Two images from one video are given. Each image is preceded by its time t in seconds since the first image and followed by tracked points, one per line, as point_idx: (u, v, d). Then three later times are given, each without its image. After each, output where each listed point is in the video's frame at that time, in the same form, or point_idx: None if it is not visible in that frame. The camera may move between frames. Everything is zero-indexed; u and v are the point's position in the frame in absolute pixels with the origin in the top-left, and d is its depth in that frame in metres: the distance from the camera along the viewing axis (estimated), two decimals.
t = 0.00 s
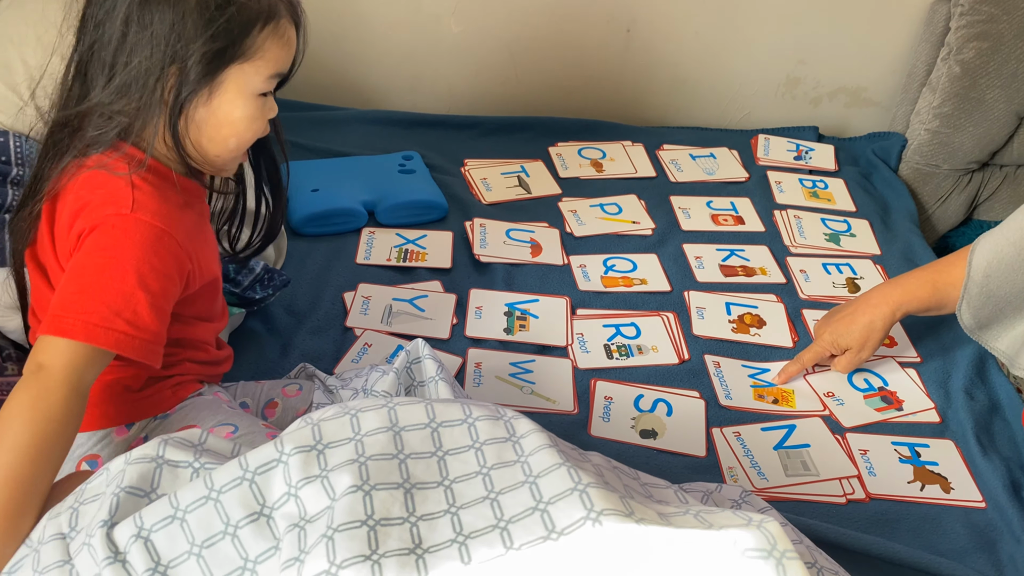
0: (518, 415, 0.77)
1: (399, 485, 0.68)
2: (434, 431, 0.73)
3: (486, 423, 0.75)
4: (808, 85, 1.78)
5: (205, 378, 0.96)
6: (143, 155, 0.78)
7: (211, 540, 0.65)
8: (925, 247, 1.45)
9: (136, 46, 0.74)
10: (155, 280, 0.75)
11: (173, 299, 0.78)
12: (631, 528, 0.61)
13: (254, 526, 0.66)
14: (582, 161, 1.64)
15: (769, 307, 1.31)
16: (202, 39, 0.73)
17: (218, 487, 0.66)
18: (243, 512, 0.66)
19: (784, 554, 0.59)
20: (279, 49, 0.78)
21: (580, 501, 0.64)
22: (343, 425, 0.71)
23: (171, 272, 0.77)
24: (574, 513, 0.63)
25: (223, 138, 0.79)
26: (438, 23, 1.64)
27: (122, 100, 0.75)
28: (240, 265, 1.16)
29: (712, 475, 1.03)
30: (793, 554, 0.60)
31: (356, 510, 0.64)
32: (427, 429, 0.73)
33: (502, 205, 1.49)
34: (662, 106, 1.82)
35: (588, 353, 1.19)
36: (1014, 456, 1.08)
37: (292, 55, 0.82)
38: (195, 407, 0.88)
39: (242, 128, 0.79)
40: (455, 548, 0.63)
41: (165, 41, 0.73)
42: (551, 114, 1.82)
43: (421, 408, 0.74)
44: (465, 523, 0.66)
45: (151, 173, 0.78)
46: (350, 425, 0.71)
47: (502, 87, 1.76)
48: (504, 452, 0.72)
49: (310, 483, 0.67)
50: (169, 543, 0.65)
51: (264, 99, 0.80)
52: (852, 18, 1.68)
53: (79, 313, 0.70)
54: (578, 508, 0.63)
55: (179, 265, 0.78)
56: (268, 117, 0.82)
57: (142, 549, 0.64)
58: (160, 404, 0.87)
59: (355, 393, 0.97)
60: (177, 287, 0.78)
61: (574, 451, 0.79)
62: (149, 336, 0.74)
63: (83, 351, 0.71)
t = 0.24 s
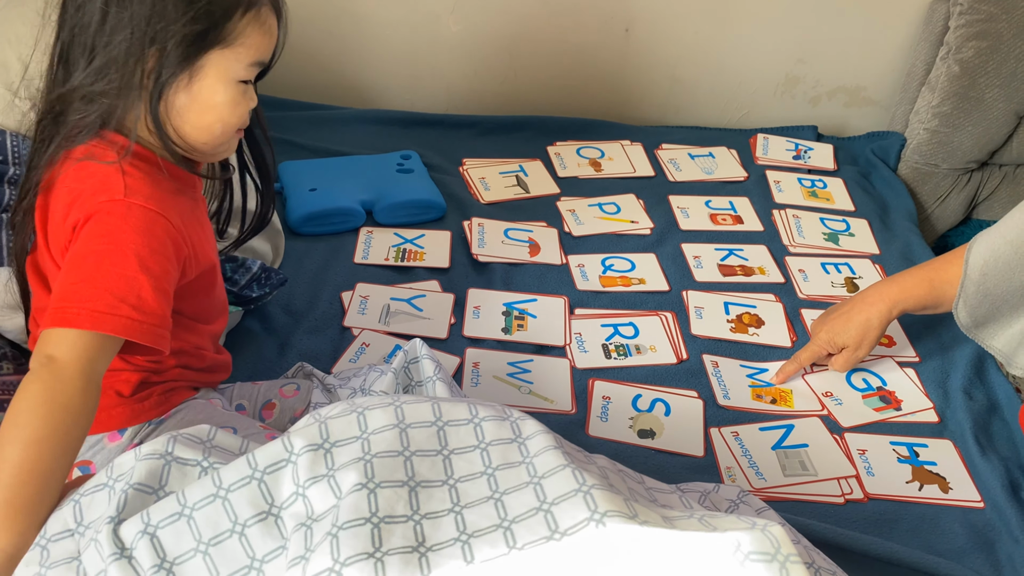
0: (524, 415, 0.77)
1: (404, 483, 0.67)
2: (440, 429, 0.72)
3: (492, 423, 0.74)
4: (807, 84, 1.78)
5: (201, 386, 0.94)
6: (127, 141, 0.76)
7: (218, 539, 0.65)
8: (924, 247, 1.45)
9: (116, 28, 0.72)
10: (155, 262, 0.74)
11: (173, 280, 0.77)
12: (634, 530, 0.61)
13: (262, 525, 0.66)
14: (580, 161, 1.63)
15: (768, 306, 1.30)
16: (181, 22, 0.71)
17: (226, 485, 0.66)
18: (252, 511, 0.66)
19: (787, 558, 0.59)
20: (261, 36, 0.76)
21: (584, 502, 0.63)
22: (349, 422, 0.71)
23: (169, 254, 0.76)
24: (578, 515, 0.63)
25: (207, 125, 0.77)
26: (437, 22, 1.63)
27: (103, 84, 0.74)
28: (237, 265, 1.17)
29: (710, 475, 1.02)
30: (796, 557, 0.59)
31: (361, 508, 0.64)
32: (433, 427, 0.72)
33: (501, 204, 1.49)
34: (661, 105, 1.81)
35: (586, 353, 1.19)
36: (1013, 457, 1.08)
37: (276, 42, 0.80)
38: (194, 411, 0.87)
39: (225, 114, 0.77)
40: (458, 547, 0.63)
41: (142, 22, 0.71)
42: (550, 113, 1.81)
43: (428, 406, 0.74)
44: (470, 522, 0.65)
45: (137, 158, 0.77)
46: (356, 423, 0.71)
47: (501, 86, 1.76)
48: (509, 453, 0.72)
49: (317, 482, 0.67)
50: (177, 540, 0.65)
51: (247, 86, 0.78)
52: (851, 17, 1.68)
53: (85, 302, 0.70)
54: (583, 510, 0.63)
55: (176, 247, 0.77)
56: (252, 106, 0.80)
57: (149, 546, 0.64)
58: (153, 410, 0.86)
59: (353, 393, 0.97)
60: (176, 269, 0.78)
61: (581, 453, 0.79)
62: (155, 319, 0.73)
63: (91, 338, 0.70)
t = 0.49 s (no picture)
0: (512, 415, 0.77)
1: (393, 486, 0.67)
2: (429, 432, 0.72)
3: (481, 422, 0.74)
4: (808, 83, 1.78)
5: (196, 391, 0.93)
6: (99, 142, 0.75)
7: (205, 543, 0.65)
8: (924, 247, 1.45)
9: (95, 25, 0.72)
10: (122, 277, 0.73)
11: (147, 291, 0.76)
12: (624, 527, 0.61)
13: (247, 527, 0.65)
14: (581, 160, 1.63)
15: (768, 306, 1.30)
16: (160, 18, 0.71)
17: (212, 489, 0.66)
18: (237, 514, 0.66)
19: (779, 554, 0.60)
20: (244, 35, 0.76)
21: (573, 501, 0.63)
22: (336, 426, 0.70)
23: (139, 266, 0.75)
24: (567, 513, 0.63)
25: (192, 124, 0.76)
26: (437, 22, 1.63)
27: (81, 82, 0.74)
28: (237, 264, 1.16)
29: (710, 475, 1.02)
30: (787, 554, 0.60)
31: (349, 510, 0.63)
32: (422, 429, 0.72)
33: (501, 204, 1.49)
34: (661, 104, 1.81)
35: (586, 353, 1.19)
36: (1014, 456, 1.08)
37: (263, 42, 0.80)
38: (185, 416, 0.86)
39: (208, 114, 0.76)
40: (447, 548, 0.63)
41: (122, 20, 0.71)
42: (550, 113, 1.81)
43: (416, 408, 0.73)
44: (458, 523, 0.65)
45: (111, 162, 0.76)
46: (343, 426, 0.71)
47: (501, 85, 1.75)
48: (498, 451, 0.72)
49: (303, 483, 0.66)
50: (167, 545, 0.65)
51: (232, 86, 0.77)
52: (852, 17, 1.68)
53: (54, 320, 0.70)
54: (572, 508, 0.63)
55: (148, 258, 0.76)
56: (238, 106, 0.79)
57: (140, 552, 0.65)
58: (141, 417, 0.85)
59: (353, 391, 0.97)
60: (149, 280, 0.77)
61: (567, 451, 0.79)
62: (126, 335, 0.72)
63: (68, 359, 0.70)
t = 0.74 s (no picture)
0: (504, 416, 0.77)
1: (389, 488, 0.68)
2: (423, 434, 0.73)
3: (474, 422, 0.75)
4: (808, 84, 1.78)
5: (198, 390, 0.93)
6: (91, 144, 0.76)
7: (201, 545, 0.65)
8: (925, 247, 1.45)
9: (86, 26, 0.73)
10: (112, 287, 0.73)
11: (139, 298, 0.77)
12: (620, 526, 0.61)
13: (241, 529, 0.66)
14: (581, 161, 1.63)
15: (769, 307, 1.31)
16: (149, 19, 0.71)
17: (207, 492, 0.67)
18: (231, 515, 0.66)
19: (772, 551, 0.60)
20: (239, 35, 0.75)
21: (568, 500, 0.63)
22: (331, 429, 0.71)
23: (129, 275, 0.75)
24: (563, 512, 0.63)
25: (187, 126, 0.76)
26: (438, 23, 1.64)
27: (74, 83, 0.74)
28: (239, 266, 1.17)
29: (710, 476, 1.02)
30: (781, 551, 0.60)
31: (345, 512, 0.64)
32: (416, 432, 0.73)
33: (501, 205, 1.49)
34: (662, 105, 1.82)
35: (587, 353, 1.19)
36: (1014, 457, 1.08)
37: (261, 42, 0.79)
38: (182, 419, 0.86)
39: (203, 115, 0.76)
40: (444, 548, 0.63)
41: (112, 21, 0.72)
42: (551, 114, 1.82)
43: (410, 411, 0.74)
44: (455, 524, 0.66)
45: (105, 166, 0.77)
46: (338, 429, 0.71)
47: (502, 86, 1.76)
48: (492, 450, 0.72)
49: (297, 484, 0.66)
50: (162, 549, 0.66)
51: (228, 86, 0.77)
52: (853, 18, 1.68)
53: (47, 329, 0.71)
54: (568, 507, 0.63)
55: (140, 268, 0.76)
56: (235, 108, 0.79)
57: (137, 556, 0.65)
58: (143, 416, 0.84)
59: (355, 391, 0.97)
60: (142, 288, 0.77)
61: (563, 450, 0.80)
62: (115, 343, 0.73)
63: (58, 370, 0.72)
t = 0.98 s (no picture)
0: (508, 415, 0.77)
1: (392, 486, 0.68)
2: (426, 432, 0.73)
3: (477, 421, 0.75)
4: (809, 84, 1.78)
5: (202, 390, 0.93)
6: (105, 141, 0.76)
7: (206, 543, 0.66)
8: (926, 247, 1.45)
9: (94, 29, 0.73)
10: (143, 286, 0.74)
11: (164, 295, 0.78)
12: (624, 524, 0.61)
13: (247, 526, 0.66)
14: (582, 161, 1.64)
15: (770, 306, 1.31)
16: (158, 23, 0.72)
17: (213, 490, 0.67)
18: (236, 513, 0.66)
19: (775, 549, 0.60)
20: (246, 38, 0.75)
21: (572, 498, 0.64)
22: (336, 427, 0.71)
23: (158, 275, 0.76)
24: (567, 510, 0.63)
25: (193, 128, 0.76)
26: (440, 24, 1.64)
27: (82, 85, 0.75)
28: (240, 265, 1.16)
29: (711, 475, 1.03)
30: (784, 549, 0.61)
31: (350, 510, 0.64)
32: (420, 430, 0.73)
33: (503, 204, 1.49)
34: (663, 105, 1.82)
35: (589, 353, 1.19)
36: (1015, 456, 1.08)
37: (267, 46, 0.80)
38: (189, 418, 0.86)
39: (209, 118, 0.76)
40: (448, 545, 0.64)
41: (120, 25, 0.72)
42: (552, 113, 1.82)
43: (414, 410, 0.74)
44: (458, 521, 0.66)
45: (123, 164, 0.76)
46: (343, 428, 0.71)
47: (503, 86, 1.76)
48: (495, 448, 0.73)
49: (302, 481, 0.67)
50: (168, 546, 0.66)
51: (234, 89, 0.77)
52: (853, 18, 1.68)
53: (76, 330, 0.71)
54: (571, 505, 0.63)
55: (167, 265, 0.77)
56: (241, 110, 0.79)
57: (142, 554, 0.65)
58: (148, 417, 0.84)
59: (357, 391, 0.97)
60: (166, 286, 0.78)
61: (566, 449, 0.80)
62: (144, 341, 0.74)
63: (79, 367, 0.72)
